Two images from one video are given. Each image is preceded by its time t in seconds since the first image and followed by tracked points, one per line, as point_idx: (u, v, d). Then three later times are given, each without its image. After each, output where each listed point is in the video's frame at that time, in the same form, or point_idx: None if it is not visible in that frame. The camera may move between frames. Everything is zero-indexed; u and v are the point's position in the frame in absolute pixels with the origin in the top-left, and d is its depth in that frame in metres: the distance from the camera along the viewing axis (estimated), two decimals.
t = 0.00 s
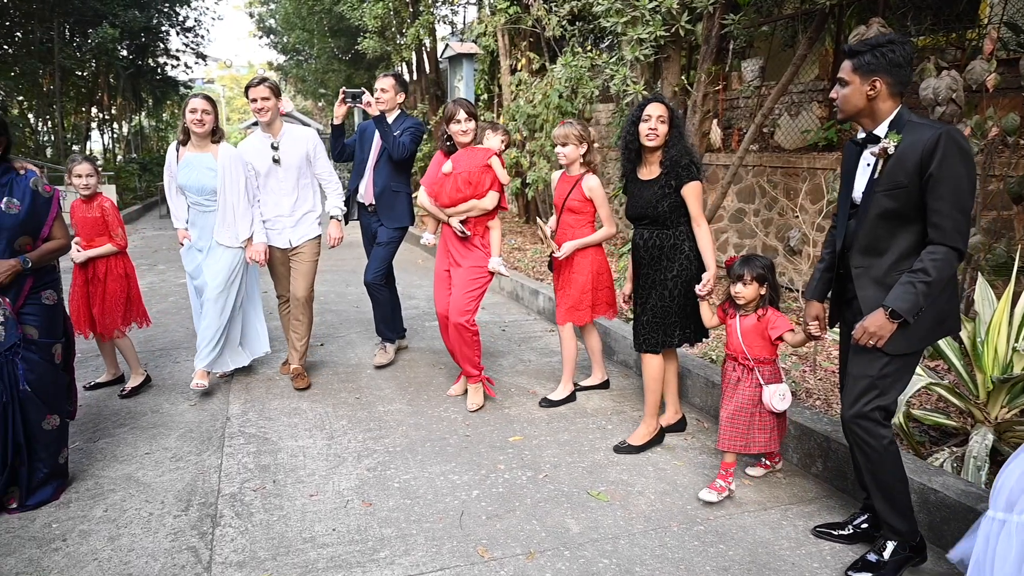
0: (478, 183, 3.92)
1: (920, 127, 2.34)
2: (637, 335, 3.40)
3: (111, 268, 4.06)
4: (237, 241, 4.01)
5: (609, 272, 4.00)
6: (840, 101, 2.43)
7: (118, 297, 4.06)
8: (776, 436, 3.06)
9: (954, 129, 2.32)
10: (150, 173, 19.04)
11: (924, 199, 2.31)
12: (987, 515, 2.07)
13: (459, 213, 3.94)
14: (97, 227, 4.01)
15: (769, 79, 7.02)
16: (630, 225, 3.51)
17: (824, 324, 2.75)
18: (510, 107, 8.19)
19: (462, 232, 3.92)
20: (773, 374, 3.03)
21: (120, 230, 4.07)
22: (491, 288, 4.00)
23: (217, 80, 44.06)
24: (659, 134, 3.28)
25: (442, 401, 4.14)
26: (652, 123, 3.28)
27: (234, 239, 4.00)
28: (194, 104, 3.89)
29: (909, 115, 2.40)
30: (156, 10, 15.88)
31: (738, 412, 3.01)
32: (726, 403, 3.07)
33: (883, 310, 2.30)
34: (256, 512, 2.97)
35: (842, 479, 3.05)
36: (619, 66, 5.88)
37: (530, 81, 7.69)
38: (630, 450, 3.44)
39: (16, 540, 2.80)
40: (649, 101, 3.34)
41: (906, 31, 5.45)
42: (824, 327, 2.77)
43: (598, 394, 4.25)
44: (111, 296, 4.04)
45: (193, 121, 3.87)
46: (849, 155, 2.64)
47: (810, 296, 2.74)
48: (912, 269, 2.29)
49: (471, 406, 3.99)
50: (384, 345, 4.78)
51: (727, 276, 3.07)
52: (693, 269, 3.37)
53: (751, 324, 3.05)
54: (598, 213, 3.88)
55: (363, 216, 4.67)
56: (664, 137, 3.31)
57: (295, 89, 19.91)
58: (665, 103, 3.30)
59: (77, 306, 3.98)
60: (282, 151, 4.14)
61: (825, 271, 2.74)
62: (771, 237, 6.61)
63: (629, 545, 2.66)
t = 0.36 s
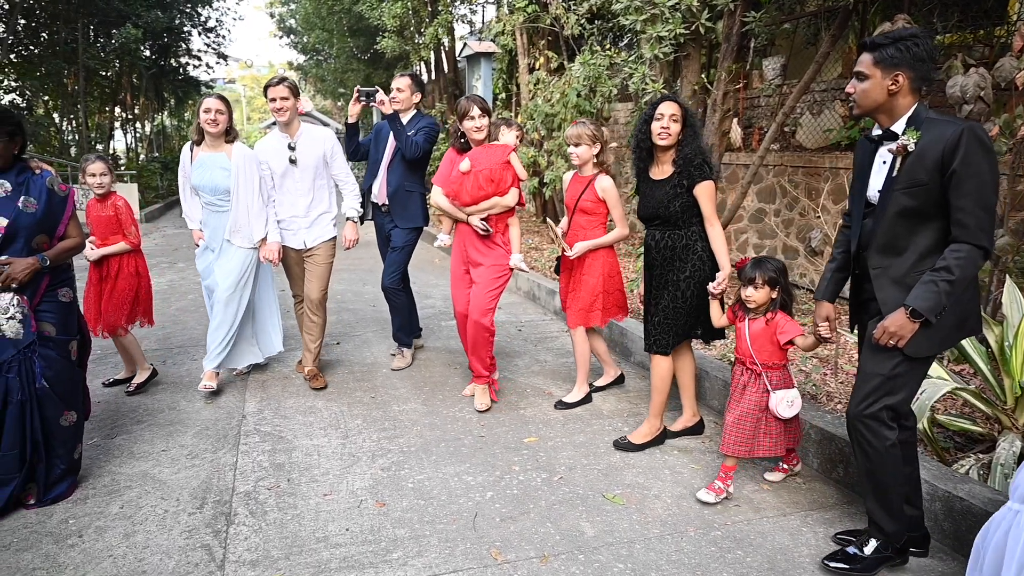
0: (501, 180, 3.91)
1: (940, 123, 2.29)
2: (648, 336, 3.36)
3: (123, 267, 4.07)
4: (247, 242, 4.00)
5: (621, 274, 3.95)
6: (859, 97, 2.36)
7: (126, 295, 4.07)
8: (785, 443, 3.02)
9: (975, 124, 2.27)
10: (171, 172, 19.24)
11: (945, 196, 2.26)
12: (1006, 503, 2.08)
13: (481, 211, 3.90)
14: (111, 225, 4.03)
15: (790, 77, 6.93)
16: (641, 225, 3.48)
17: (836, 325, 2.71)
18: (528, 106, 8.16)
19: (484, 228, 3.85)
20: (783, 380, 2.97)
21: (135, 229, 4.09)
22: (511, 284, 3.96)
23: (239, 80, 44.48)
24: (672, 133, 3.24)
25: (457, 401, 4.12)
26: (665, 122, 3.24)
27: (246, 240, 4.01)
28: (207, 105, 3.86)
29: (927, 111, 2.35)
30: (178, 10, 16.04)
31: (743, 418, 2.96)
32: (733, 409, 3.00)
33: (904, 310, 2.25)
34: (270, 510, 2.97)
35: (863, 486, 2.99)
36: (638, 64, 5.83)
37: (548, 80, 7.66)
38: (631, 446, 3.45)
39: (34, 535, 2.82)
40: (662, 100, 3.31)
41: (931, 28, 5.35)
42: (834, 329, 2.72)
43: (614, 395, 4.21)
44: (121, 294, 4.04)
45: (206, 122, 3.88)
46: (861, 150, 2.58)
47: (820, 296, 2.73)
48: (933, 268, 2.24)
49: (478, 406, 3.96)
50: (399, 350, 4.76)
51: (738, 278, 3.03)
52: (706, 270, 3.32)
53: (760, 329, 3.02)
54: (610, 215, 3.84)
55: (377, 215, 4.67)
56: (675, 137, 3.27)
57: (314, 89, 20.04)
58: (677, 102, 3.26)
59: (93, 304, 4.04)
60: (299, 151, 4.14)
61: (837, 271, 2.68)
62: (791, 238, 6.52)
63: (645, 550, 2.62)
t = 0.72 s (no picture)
0: (527, 175, 3.88)
1: (967, 121, 2.22)
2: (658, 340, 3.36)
3: (140, 264, 4.09)
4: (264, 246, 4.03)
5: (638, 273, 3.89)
6: (883, 93, 2.29)
7: (146, 293, 4.10)
8: (797, 452, 2.94)
9: (1003, 122, 2.21)
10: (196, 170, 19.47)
11: (973, 196, 2.19)
12: None
13: (507, 207, 3.86)
14: (129, 223, 4.06)
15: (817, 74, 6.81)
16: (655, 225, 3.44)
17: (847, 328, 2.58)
18: (549, 105, 8.12)
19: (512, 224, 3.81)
20: (793, 388, 2.90)
21: (153, 226, 4.11)
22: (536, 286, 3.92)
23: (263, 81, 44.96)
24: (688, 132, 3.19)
25: (475, 401, 4.10)
26: (676, 121, 3.19)
27: (264, 241, 4.03)
28: (225, 105, 3.92)
29: (951, 109, 2.28)
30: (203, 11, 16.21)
31: (753, 423, 2.90)
32: (741, 414, 2.96)
33: (938, 320, 2.17)
34: (288, 508, 2.97)
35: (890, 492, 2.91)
36: (662, 62, 5.76)
37: (570, 78, 7.61)
38: (637, 446, 3.43)
39: (56, 529, 2.84)
40: (677, 99, 3.25)
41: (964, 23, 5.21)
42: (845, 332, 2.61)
43: (634, 397, 4.16)
44: (139, 292, 4.07)
45: (223, 122, 3.92)
46: (879, 150, 2.51)
47: (834, 299, 2.63)
48: (964, 275, 2.17)
49: (499, 408, 3.93)
50: (421, 350, 4.76)
51: (750, 281, 2.95)
52: (720, 271, 3.27)
53: (770, 334, 2.94)
54: (627, 213, 3.79)
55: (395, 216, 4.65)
56: (690, 136, 3.21)
57: (337, 88, 20.16)
58: (694, 100, 3.21)
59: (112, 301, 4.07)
60: (320, 150, 4.13)
61: (851, 271, 2.62)
62: (817, 238, 6.41)
63: (665, 554, 2.58)
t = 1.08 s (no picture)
0: (552, 172, 3.85)
1: (997, 117, 2.16)
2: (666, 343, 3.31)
3: (158, 264, 4.10)
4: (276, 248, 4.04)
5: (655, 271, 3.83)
6: (915, 85, 2.20)
7: (165, 291, 4.10)
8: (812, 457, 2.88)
9: None
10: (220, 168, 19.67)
11: (1003, 196, 2.12)
12: None
13: (533, 204, 3.81)
14: (147, 222, 4.07)
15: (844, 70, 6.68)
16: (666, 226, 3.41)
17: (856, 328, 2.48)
18: (570, 103, 8.06)
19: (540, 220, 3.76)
20: (802, 391, 2.84)
21: (171, 224, 4.13)
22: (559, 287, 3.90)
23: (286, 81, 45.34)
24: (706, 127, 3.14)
25: (494, 400, 4.07)
26: (690, 121, 3.15)
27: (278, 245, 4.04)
28: (242, 104, 3.93)
29: (981, 105, 2.21)
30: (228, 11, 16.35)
31: (762, 426, 2.86)
32: (750, 418, 2.92)
33: (980, 335, 2.08)
34: (305, 507, 2.96)
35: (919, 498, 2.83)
36: (684, 57, 5.68)
37: (591, 75, 7.55)
38: (656, 449, 3.37)
39: (77, 524, 2.86)
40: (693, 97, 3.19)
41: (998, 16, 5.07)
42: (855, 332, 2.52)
43: (656, 398, 4.10)
44: (155, 292, 4.06)
45: (239, 121, 3.93)
46: (902, 147, 2.43)
47: (846, 296, 2.53)
48: (997, 284, 2.10)
49: (517, 408, 3.90)
50: (440, 348, 4.75)
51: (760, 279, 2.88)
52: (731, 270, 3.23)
53: (780, 335, 2.86)
54: (644, 209, 3.74)
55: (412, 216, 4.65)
56: (704, 135, 3.15)
57: (359, 86, 20.26)
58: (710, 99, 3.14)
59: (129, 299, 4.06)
60: (339, 149, 4.10)
61: (865, 270, 2.53)
62: (843, 237, 6.29)
63: (686, 559, 2.52)
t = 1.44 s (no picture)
0: (574, 172, 3.82)
1: None
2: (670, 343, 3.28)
3: (174, 264, 4.11)
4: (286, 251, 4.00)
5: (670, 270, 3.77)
6: (949, 76, 2.12)
7: (179, 292, 4.10)
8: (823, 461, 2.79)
9: None
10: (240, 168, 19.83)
11: None
12: None
13: (555, 204, 3.78)
14: (161, 222, 4.07)
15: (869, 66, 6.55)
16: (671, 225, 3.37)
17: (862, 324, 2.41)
18: (588, 101, 8.00)
19: (565, 218, 3.74)
20: (810, 393, 2.76)
21: (184, 225, 4.13)
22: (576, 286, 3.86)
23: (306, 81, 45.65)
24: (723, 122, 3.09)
25: (510, 401, 4.03)
26: (704, 117, 3.09)
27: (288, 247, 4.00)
28: (256, 103, 3.91)
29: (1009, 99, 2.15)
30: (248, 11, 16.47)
31: (773, 433, 2.79)
32: (759, 424, 2.86)
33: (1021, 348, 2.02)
34: (319, 507, 2.94)
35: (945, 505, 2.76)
36: (704, 55, 5.60)
37: (610, 74, 7.48)
38: (675, 452, 3.31)
39: (92, 522, 2.86)
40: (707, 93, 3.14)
41: None
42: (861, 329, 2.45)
43: (674, 399, 4.04)
44: (172, 292, 4.08)
45: (254, 121, 3.90)
46: (923, 140, 2.37)
47: (853, 291, 2.45)
48: None
49: (534, 409, 3.86)
50: (456, 348, 4.73)
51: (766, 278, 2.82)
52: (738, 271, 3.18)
53: (786, 335, 2.80)
54: (660, 207, 3.67)
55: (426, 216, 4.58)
56: (717, 133, 3.11)
57: (379, 86, 20.32)
58: (725, 95, 3.10)
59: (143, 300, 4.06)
60: (355, 148, 4.10)
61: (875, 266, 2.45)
62: (866, 237, 6.18)
63: (704, 566, 2.47)
